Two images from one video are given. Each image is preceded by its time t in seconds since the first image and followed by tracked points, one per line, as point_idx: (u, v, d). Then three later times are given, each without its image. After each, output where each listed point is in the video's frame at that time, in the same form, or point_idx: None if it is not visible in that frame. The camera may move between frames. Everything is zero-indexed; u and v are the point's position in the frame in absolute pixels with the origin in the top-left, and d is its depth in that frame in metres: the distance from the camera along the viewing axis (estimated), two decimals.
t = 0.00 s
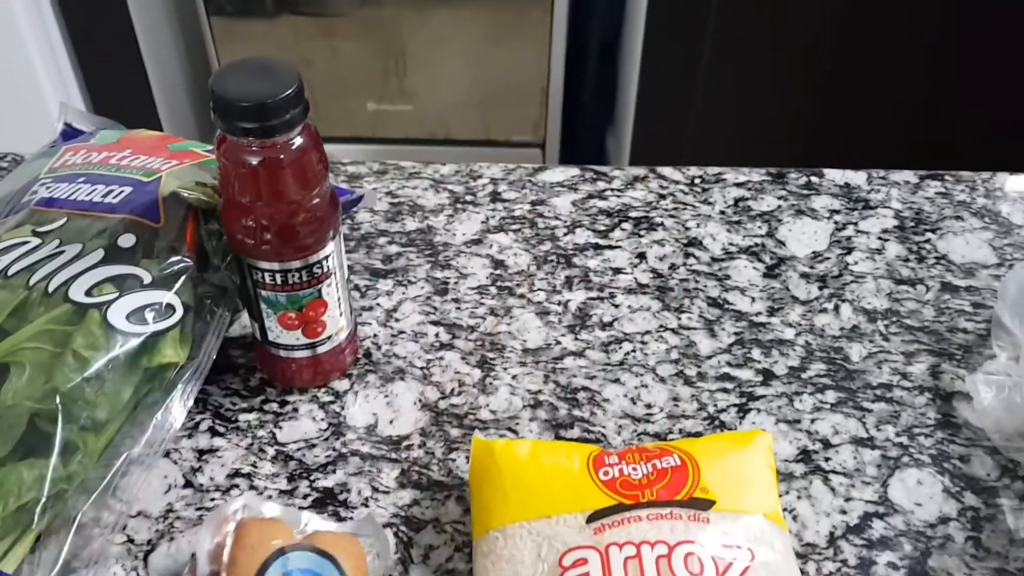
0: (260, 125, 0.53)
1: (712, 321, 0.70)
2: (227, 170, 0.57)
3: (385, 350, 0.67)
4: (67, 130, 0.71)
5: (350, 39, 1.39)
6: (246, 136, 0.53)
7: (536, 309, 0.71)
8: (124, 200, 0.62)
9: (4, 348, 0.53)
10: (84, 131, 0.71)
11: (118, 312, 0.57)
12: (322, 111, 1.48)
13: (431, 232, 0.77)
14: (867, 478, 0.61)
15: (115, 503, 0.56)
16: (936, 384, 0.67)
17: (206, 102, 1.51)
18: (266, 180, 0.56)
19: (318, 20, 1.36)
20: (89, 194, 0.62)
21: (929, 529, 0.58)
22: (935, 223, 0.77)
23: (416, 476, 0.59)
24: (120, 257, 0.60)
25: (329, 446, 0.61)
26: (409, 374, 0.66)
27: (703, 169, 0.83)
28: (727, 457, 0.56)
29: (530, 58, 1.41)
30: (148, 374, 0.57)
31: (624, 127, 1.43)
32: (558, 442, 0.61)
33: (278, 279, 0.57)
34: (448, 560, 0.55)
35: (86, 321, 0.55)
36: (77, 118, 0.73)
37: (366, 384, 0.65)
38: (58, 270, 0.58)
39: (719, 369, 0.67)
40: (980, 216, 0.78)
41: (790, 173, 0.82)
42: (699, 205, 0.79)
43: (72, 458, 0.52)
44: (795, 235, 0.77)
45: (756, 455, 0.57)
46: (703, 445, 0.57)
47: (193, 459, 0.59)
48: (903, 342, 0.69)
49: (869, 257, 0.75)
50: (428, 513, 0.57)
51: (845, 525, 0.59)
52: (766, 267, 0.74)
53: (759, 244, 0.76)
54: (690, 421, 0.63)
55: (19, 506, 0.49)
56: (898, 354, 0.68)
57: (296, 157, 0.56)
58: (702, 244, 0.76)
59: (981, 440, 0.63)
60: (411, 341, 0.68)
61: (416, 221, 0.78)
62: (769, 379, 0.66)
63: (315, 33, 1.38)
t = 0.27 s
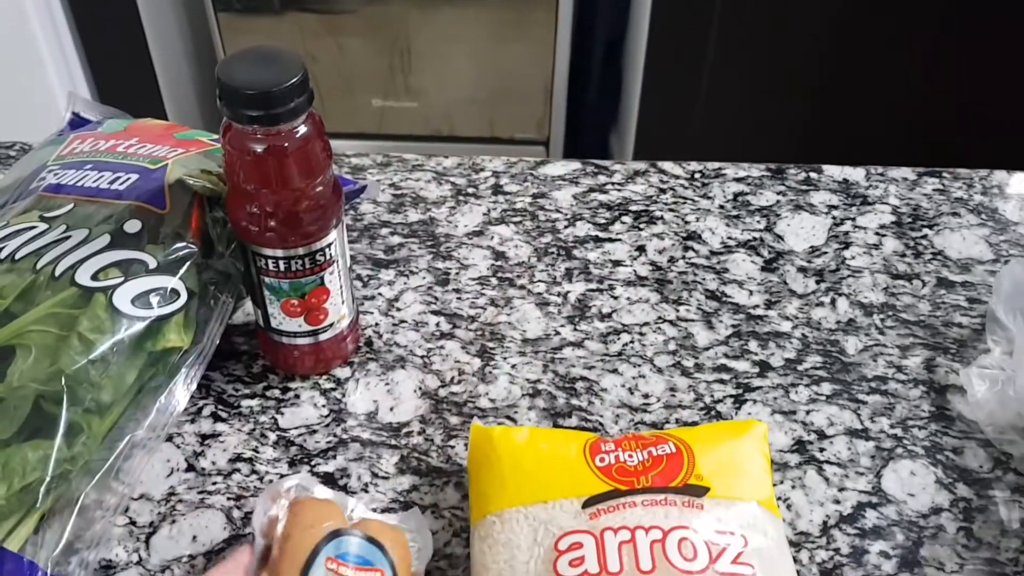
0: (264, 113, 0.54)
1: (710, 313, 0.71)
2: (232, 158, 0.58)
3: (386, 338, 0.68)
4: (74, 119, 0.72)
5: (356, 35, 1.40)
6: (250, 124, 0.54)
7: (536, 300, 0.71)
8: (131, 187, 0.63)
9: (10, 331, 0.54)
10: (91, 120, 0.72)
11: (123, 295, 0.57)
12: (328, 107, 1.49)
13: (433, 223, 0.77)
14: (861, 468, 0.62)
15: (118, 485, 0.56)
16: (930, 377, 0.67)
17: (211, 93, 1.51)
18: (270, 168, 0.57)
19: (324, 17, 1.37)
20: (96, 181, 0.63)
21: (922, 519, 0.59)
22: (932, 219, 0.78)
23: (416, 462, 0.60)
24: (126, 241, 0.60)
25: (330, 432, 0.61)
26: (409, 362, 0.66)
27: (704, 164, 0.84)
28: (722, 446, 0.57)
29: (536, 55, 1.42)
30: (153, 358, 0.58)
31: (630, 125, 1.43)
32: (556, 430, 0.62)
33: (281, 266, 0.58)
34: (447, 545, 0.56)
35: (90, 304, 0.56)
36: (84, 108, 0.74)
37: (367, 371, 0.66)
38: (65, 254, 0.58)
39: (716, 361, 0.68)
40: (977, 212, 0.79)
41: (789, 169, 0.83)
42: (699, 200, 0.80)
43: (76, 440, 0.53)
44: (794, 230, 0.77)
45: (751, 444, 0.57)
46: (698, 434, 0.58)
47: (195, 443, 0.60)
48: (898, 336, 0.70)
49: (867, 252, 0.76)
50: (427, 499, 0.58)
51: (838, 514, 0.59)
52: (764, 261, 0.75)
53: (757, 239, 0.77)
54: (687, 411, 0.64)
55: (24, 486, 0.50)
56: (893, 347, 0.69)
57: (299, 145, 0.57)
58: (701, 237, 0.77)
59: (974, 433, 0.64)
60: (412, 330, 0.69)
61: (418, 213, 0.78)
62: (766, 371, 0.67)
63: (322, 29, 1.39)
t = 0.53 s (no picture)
0: (262, 114, 0.54)
1: (705, 313, 0.72)
2: (230, 158, 0.58)
3: (383, 337, 0.69)
4: (76, 119, 0.72)
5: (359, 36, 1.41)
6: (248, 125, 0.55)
7: (532, 299, 0.72)
8: (130, 186, 0.64)
9: (10, 327, 0.55)
10: (92, 120, 0.73)
11: (122, 294, 0.58)
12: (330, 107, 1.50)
13: (431, 222, 0.78)
14: (853, 467, 0.62)
15: (115, 481, 0.57)
16: (923, 377, 0.68)
17: (213, 92, 1.52)
18: (267, 167, 0.58)
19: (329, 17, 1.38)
20: (96, 179, 0.64)
21: (913, 518, 0.60)
22: (927, 219, 0.79)
23: (411, 460, 0.60)
24: (126, 240, 0.61)
25: (326, 429, 0.62)
26: (406, 361, 0.67)
27: (700, 165, 0.84)
28: (714, 444, 0.57)
29: (538, 55, 1.43)
30: (150, 356, 0.59)
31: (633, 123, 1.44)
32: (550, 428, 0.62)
33: (279, 265, 0.59)
34: (440, 542, 0.56)
35: (90, 302, 0.57)
36: (86, 107, 0.75)
37: (364, 369, 0.66)
38: (65, 252, 0.59)
39: (710, 360, 0.68)
40: (971, 213, 0.79)
41: (785, 170, 0.83)
42: (695, 200, 0.81)
43: (74, 436, 0.54)
44: (789, 230, 0.78)
45: (742, 443, 0.58)
46: (689, 432, 0.58)
47: (193, 441, 0.61)
48: (892, 336, 0.70)
49: (861, 253, 0.76)
50: (422, 496, 0.58)
51: (830, 512, 0.60)
52: (759, 261, 0.76)
53: (753, 239, 0.77)
54: (680, 410, 0.65)
55: (21, 481, 0.51)
56: (887, 347, 0.70)
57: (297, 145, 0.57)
58: (697, 237, 0.77)
59: (966, 432, 0.65)
60: (409, 329, 0.69)
61: (416, 212, 0.79)
62: (759, 370, 0.68)
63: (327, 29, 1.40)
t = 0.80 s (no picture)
0: (255, 126, 0.54)
1: (702, 322, 0.71)
2: (222, 170, 0.59)
3: (379, 346, 0.69)
4: (73, 128, 0.72)
5: (366, 39, 1.41)
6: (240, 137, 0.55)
7: (529, 308, 0.72)
8: (124, 197, 0.64)
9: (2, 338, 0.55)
10: (89, 128, 0.73)
11: (113, 307, 0.59)
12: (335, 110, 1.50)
13: (429, 231, 0.78)
14: (849, 479, 0.62)
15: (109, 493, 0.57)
16: (921, 388, 0.68)
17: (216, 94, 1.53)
18: (260, 179, 0.58)
19: (336, 19, 1.39)
20: (90, 190, 0.64)
21: (908, 531, 0.59)
22: (926, 228, 0.78)
23: (405, 471, 0.60)
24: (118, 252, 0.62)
25: (320, 440, 0.62)
26: (401, 371, 0.67)
27: (699, 173, 0.84)
28: (708, 457, 0.57)
29: (543, 59, 1.43)
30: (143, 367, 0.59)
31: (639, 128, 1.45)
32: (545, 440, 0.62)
33: (272, 275, 0.59)
34: (434, 554, 0.56)
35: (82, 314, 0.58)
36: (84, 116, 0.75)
37: (359, 379, 0.66)
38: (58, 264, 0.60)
39: (707, 370, 0.68)
40: (971, 222, 0.79)
41: (784, 178, 0.83)
42: (693, 208, 0.80)
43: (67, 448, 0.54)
44: (787, 239, 0.78)
45: (737, 456, 0.58)
46: (683, 445, 0.58)
47: (187, 451, 0.61)
48: (889, 346, 0.70)
49: (860, 262, 0.76)
50: (416, 508, 0.58)
51: (825, 525, 0.60)
52: (756, 270, 0.75)
53: (751, 247, 0.77)
54: (676, 421, 0.65)
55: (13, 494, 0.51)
56: (884, 357, 0.69)
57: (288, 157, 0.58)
58: (695, 246, 0.77)
59: (963, 444, 0.64)
60: (406, 338, 0.69)
61: (414, 220, 0.79)
62: (756, 380, 0.68)
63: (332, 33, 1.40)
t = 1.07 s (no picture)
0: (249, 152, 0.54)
1: (698, 341, 0.71)
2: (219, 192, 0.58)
3: (375, 366, 0.68)
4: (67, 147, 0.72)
5: (365, 48, 1.46)
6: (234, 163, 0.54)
7: (525, 327, 0.72)
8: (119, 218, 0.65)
9: None
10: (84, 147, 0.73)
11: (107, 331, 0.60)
12: (333, 119, 1.53)
13: (425, 248, 0.78)
14: (845, 501, 0.62)
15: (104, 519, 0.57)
16: (916, 408, 0.68)
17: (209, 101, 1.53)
18: (258, 201, 0.57)
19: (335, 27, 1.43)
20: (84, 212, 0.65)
21: (904, 553, 0.59)
22: (922, 244, 0.78)
23: (401, 495, 0.60)
24: (112, 275, 0.63)
25: (316, 463, 0.62)
26: (398, 392, 0.67)
27: (695, 189, 0.84)
28: (705, 481, 0.57)
29: (539, 63, 1.44)
30: (137, 393, 0.59)
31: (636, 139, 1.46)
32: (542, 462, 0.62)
33: (267, 298, 0.58)
34: None
35: (77, 339, 0.58)
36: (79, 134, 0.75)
37: (355, 401, 0.66)
38: (53, 288, 0.61)
39: (704, 391, 0.68)
40: (966, 238, 0.79)
41: (780, 194, 0.83)
42: (689, 225, 0.80)
43: (60, 476, 0.55)
44: (783, 256, 0.78)
45: (734, 481, 0.58)
46: (680, 469, 0.58)
47: (181, 476, 0.61)
48: (885, 365, 0.70)
49: (855, 279, 0.76)
50: (412, 533, 0.58)
51: (821, 548, 0.60)
52: (752, 287, 0.75)
53: (747, 264, 0.77)
54: (673, 442, 0.64)
55: (6, 524, 0.52)
56: (880, 376, 0.69)
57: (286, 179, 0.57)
58: (691, 263, 0.77)
59: (959, 464, 0.64)
60: (402, 358, 0.69)
61: (410, 237, 0.79)
62: (752, 401, 0.68)
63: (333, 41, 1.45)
